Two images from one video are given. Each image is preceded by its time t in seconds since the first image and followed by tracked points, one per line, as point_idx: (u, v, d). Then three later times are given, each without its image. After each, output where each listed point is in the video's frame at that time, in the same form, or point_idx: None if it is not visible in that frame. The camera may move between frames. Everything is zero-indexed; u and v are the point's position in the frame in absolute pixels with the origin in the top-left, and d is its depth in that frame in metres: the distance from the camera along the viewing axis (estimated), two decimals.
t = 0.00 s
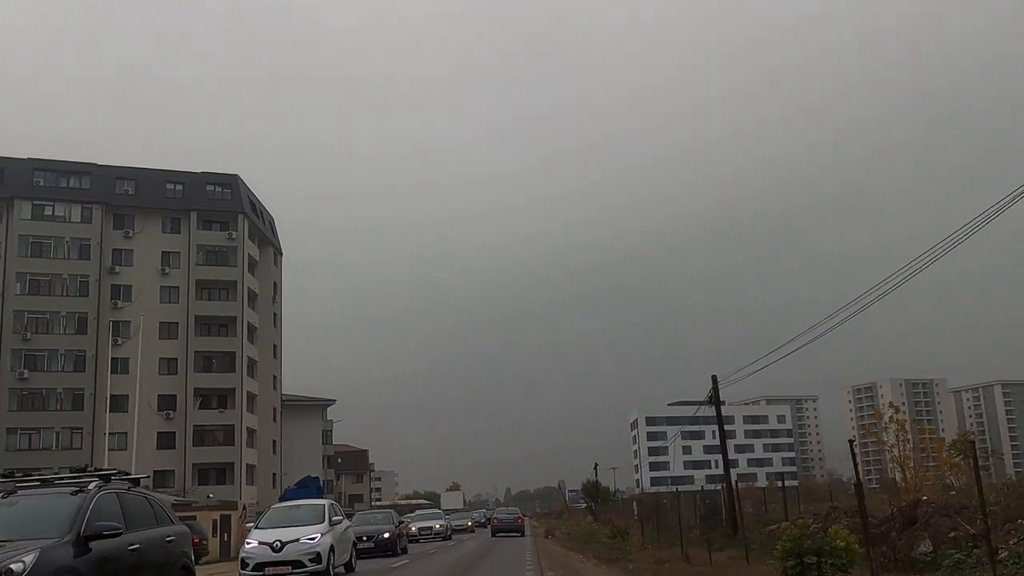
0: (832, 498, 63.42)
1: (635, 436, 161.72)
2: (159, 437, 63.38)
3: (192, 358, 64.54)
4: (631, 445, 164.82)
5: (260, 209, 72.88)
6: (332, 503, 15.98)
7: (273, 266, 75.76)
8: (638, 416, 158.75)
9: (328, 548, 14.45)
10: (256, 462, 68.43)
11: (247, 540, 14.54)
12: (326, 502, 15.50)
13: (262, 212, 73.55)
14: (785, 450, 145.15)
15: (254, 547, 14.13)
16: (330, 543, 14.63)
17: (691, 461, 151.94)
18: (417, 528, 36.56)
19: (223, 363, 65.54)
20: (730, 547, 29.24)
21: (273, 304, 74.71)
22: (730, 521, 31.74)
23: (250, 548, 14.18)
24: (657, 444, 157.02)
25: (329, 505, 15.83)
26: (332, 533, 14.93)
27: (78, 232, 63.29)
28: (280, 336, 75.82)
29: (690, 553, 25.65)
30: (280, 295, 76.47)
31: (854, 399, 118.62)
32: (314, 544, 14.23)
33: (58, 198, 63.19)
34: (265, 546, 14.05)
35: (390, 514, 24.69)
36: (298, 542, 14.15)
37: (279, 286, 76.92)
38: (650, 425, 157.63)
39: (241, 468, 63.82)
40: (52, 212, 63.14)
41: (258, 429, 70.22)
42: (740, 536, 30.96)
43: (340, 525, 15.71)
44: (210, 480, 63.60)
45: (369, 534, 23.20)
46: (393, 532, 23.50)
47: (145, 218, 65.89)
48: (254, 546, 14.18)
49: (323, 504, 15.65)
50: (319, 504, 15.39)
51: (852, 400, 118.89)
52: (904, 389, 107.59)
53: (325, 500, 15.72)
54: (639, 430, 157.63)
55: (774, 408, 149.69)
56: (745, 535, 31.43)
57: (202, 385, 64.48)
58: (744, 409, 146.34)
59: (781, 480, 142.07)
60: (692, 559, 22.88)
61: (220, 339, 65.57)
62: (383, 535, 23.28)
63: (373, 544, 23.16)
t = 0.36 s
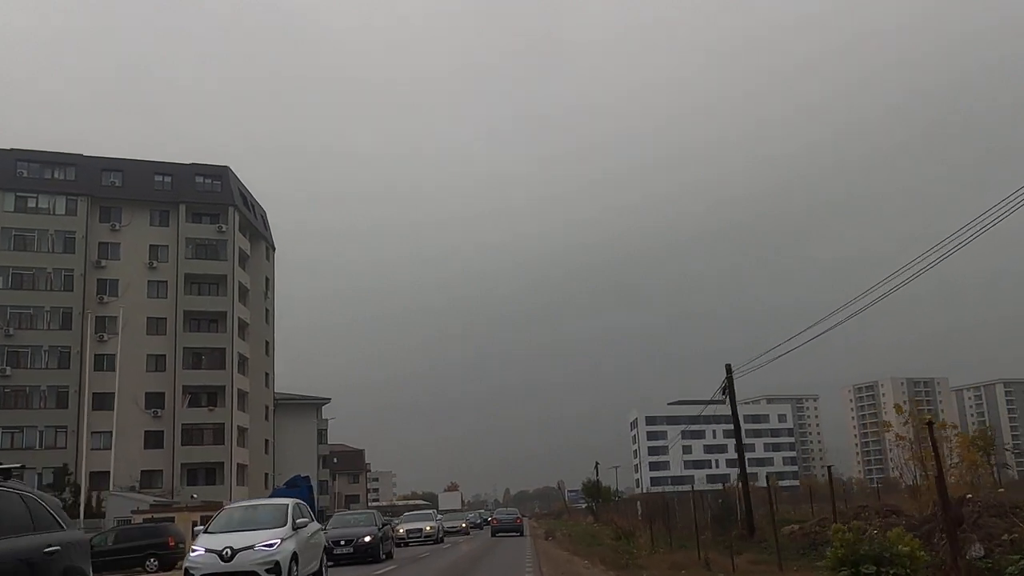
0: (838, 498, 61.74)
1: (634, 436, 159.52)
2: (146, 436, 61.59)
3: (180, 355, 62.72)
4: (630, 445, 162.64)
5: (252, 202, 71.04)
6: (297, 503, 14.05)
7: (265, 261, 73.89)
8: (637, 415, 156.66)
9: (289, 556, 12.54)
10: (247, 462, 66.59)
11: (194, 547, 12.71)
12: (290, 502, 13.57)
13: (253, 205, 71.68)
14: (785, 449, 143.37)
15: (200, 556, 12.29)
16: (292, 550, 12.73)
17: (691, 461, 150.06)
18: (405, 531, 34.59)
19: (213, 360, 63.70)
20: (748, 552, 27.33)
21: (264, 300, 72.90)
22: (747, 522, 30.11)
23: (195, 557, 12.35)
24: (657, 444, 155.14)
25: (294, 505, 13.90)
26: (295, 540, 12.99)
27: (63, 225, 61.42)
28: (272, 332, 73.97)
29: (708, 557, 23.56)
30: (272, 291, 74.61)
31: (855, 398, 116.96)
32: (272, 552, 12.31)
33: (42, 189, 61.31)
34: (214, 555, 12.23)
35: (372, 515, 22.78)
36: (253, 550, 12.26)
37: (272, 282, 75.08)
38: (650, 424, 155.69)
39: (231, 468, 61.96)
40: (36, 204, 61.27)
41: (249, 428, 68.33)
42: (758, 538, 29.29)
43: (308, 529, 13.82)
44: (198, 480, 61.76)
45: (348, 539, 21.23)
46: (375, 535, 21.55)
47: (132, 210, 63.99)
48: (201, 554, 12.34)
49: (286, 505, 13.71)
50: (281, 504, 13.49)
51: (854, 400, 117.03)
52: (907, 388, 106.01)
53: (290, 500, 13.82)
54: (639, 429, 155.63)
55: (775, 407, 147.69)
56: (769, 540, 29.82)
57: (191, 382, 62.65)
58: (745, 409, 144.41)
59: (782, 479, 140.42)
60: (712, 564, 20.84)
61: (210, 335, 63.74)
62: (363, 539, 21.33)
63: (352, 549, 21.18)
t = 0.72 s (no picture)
0: (844, 497, 60.05)
1: (635, 436, 157.31)
2: (133, 434, 59.70)
3: (168, 350, 60.88)
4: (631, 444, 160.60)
5: (243, 194, 69.22)
6: (246, 501, 12.21)
7: (257, 254, 72.07)
8: (637, 415, 154.46)
9: (229, 566, 10.66)
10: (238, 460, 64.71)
11: (117, 554, 10.86)
12: (238, 500, 11.74)
13: (245, 197, 69.85)
14: (787, 448, 141.43)
15: (120, 565, 10.43)
16: (234, 558, 10.86)
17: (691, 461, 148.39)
18: (391, 534, 32.44)
19: (202, 356, 61.85)
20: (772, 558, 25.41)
21: (257, 294, 71.07)
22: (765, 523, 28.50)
23: (114, 566, 10.49)
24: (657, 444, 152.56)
25: (243, 504, 12.06)
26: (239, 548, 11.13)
27: (47, 216, 59.55)
28: (264, 328, 72.11)
29: (727, 563, 21.59)
30: (265, 285, 72.79)
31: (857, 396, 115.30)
32: (208, 561, 10.45)
33: (25, 178, 59.48)
34: (135, 565, 10.37)
35: (350, 515, 20.91)
36: (184, 559, 10.40)
37: (265, 276, 73.27)
38: (650, 424, 153.29)
39: (221, 466, 60.08)
40: (19, 194, 59.42)
41: (240, 426, 66.48)
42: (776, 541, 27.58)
43: (259, 534, 11.96)
44: (187, 480, 59.92)
45: (319, 543, 19.25)
46: (351, 538, 19.60)
47: (119, 201, 62.13)
48: (121, 563, 10.49)
49: (233, 504, 11.88)
50: (228, 503, 11.66)
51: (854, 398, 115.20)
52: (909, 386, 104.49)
53: (238, 498, 11.98)
54: (639, 429, 153.59)
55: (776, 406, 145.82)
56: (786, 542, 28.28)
57: (180, 378, 60.78)
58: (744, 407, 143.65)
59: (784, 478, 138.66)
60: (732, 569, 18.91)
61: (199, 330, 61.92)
62: (336, 543, 19.37)
63: (324, 555, 19.21)
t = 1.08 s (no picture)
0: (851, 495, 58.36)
1: (634, 435, 155.39)
2: (118, 431, 57.72)
3: (155, 345, 58.85)
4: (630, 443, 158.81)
5: (233, 184, 67.23)
6: (170, 498, 10.57)
7: (248, 247, 70.08)
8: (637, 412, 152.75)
9: None
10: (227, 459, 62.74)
11: None
12: (158, 498, 10.10)
13: (235, 188, 67.84)
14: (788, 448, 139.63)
15: None
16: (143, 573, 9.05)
17: (691, 460, 147.24)
18: (373, 537, 29.93)
19: (190, 351, 59.82)
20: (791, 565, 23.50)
21: (247, 288, 69.10)
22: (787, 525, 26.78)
23: None
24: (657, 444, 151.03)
25: (163, 501, 10.43)
26: (155, 551, 9.45)
27: (29, 206, 57.62)
28: (255, 323, 70.17)
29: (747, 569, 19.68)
30: (256, 278, 70.83)
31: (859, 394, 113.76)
32: None
33: (7, 167, 57.60)
34: None
35: (320, 517, 19.05)
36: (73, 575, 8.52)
37: (256, 269, 71.31)
38: (650, 423, 151.36)
39: (209, 465, 58.08)
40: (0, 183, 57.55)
41: (230, 423, 64.49)
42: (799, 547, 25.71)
43: (179, 541, 10.17)
44: (174, 479, 57.97)
45: (280, 550, 17.28)
46: (318, 544, 17.67)
47: (104, 192, 60.13)
48: None
49: (151, 501, 10.24)
50: (145, 502, 10.01)
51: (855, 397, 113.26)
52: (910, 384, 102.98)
53: (152, 498, 10.21)
54: (638, 428, 151.56)
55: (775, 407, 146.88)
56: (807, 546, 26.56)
57: (167, 374, 58.82)
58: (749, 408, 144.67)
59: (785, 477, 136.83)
60: None
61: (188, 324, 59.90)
62: (302, 549, 17.43)
63: (286, 562, 17.22)
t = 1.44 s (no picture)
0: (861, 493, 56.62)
1: (635, 435, 153.47)
2: (104, 428, 55.87)
3: (142, 339, 56.98)
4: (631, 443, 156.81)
5: (224, 175, 65.31)
6: (39, 494, 8.43)
7: (240, 241, 68.19)
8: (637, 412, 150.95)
9: None
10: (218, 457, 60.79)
11: None
12: (23, 493, 7.97)
13: (226, 179, 65.92)
14: (789, 446, 137.97)
15: None
16: None
17: (692, 459, 145.81)
18: (351, 539, 27.87)
19: (178, 346, 57.94)
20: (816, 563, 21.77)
21: (239, 282, 67.21)
22: (815, 526, 24.97)
23: None
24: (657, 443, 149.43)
25: (32, 496, 8.30)
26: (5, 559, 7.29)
27: (13, 196, 55.79)
28: (247, 318, 68.28)
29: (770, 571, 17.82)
30: (248, 272, 68.93)
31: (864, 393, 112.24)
32: None
33: None
34: None
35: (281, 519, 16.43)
36: None
37: (248, 263, 69.41)
38: (651, 422, 149.74)
39: (198, 463, 56.12)
40: None
41: (220, 421, 62.58)
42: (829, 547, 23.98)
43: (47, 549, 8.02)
44: (162, 478, 56.03)
45: None
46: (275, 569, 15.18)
47: (90, 181, 58.24)
48: None
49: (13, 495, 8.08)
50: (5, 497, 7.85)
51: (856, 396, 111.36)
52: (912, 383, 101.30)
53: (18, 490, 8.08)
54: (638, 427, 149.94)
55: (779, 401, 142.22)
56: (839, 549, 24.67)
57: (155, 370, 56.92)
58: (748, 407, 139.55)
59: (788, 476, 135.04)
60: None
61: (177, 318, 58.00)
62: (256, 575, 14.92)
63: None
